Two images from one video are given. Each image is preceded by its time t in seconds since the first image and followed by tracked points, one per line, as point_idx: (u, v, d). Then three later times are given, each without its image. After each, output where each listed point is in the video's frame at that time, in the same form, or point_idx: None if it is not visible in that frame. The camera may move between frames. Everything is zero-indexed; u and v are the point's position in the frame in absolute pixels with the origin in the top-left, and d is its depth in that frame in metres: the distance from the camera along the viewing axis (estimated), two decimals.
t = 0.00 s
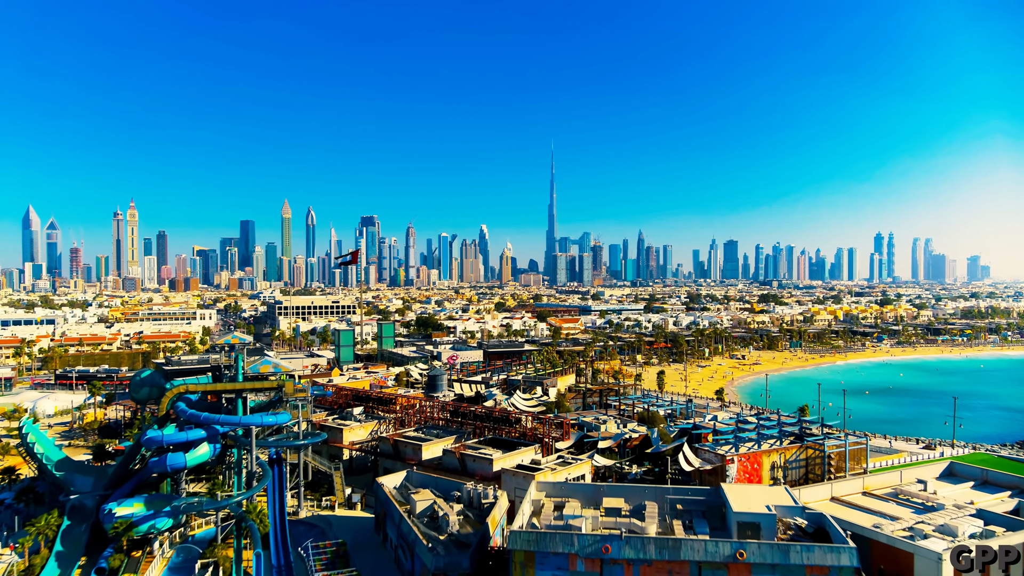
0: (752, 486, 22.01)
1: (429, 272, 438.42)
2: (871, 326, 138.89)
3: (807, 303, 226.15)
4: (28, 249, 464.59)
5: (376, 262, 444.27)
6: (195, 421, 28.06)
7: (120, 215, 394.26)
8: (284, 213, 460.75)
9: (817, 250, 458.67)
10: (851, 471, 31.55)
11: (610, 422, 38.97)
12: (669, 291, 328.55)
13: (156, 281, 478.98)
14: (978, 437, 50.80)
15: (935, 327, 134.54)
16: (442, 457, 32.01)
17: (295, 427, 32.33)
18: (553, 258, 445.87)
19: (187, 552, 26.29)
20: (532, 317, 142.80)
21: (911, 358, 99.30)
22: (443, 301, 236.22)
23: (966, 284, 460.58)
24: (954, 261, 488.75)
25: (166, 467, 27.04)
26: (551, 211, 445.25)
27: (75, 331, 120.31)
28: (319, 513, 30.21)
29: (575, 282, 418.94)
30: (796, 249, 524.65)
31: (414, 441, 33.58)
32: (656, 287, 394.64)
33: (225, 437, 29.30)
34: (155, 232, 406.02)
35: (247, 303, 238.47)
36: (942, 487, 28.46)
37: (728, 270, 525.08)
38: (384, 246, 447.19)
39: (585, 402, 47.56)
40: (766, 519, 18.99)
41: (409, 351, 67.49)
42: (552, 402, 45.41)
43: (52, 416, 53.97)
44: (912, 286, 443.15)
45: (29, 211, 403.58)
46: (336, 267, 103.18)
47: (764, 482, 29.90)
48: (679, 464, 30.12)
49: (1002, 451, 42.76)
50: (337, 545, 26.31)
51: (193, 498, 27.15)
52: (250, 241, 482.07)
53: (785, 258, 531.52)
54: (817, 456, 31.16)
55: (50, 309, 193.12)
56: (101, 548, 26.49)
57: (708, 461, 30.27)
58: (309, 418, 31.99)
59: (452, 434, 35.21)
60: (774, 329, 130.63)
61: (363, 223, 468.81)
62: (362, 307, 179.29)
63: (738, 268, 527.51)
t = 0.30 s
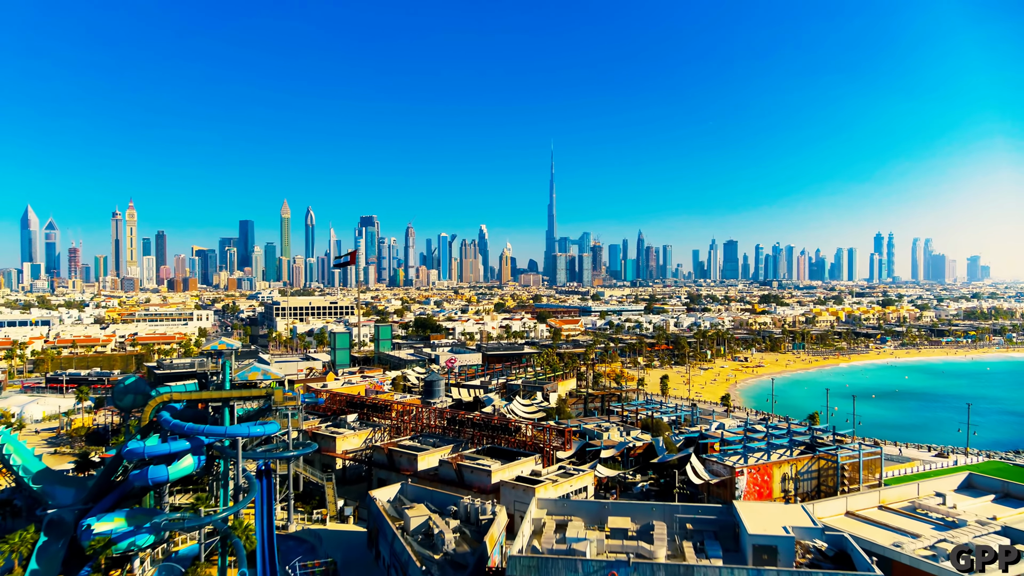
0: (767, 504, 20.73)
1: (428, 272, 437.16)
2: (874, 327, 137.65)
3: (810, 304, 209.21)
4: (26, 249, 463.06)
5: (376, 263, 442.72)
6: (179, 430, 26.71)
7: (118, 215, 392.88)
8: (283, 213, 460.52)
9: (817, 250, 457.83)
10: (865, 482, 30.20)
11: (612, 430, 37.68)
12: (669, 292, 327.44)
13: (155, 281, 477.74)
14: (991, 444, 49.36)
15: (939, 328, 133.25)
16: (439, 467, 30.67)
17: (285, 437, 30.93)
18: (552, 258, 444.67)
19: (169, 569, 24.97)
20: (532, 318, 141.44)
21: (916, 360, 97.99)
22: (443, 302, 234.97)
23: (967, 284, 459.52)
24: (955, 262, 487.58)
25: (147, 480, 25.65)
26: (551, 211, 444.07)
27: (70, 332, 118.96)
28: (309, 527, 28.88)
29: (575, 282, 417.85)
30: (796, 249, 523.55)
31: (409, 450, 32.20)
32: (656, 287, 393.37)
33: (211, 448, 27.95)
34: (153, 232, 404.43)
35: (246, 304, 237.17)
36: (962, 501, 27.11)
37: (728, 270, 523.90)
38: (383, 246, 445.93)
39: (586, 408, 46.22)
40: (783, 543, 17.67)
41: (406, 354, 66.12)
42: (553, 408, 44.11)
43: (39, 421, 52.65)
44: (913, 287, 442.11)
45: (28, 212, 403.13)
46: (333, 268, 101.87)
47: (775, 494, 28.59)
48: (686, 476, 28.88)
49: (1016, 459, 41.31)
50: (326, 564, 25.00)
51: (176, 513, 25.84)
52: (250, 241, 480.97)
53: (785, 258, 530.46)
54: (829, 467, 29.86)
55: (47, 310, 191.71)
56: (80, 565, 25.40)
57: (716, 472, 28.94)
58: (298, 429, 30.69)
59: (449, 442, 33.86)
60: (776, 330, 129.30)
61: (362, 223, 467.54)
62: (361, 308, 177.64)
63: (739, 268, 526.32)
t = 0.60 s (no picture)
0: (782, 525, 19.52)
1: (427, 272, 435.98)
2: (878, 328, 136.45)
3: (813, 305, 215.58)
4: (24, 250, 461.55)
5: (375, 263, 441.54)
6: (162, 442, 25.31)
7: (117, 214, 391.52)
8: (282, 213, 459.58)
9: (817, 250, 456.97)
10: (880, 496, 28.83)
11: (616, 437, 36.30)
12: (670, 292, 326.40)
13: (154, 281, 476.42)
14: (1004, 451, 48.00)
15: (942, 329, 132.07)
16: (435, 479, 29.33)
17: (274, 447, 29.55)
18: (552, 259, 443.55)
19: None
20: (533, 319, 139.94)
21: (921, 362, 96.68)
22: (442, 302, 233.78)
23: (967, 285, 458.55)
24: (954, 262, 486.54)
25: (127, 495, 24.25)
26: (551, 211, 442.96)
27: (64, 334, 117.70)
28: (299, 543, 27.53)
29: (574, 283, 416.81)
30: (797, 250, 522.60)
31: (403, 460, 30.85)
32: (657, 287, 392.71)
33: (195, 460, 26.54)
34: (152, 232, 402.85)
35: (244, 304, 235.87)
36: (985, 517, 25.72)
37: (728, 270, 522.77)
38: (382, 246, 444.72)
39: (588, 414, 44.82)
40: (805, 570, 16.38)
41: (404, 358, 64.69)
42: (553, 415, 42.79)
43: (27, 427, 51.37)
44: (914, 287, 441.23)
45: (27, 211, 401.46)
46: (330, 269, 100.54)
47: (787, 508, 27.22)
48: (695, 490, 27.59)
49: None
50: None
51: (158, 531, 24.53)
52: (249, 241, 479.87)
53: (785, 258, 529.57)
54: (844, 479, 28.50)
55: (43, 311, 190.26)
56: None
57: (726, 485, 27.48)
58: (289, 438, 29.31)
59: (446, 452, 32.50)
60: (778, 332, 127.95)
61: (361, 223, 466.23)
62: (360, 309, 176.39)
63: (738, 268, 525.33)
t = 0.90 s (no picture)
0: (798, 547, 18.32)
1: (427, 272, 434.69)
2: (881, 329, 135.15)
3: (815, 304, 219.30)
4: (23, 250, 460.28)
5: (374, 264, 440.13)
6: (142, 455, 24.03)
7: (115, 214, 390.12)
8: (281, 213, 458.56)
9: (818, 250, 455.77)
10: (898, 510, 27.52)
11: (619, 446, 35.04)
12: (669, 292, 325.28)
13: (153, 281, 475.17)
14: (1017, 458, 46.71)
15: (947, 331, 130.71)
16: (431, 492, 27.98)
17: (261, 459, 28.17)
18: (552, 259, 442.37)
19: None
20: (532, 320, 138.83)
21: (927, 364, 95.27)
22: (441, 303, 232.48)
23: (968, 285, 457.29)
24: (955, 262, 485.24)
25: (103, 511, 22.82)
26: (551, 212, 441.78)
27: (59, 335, 116.44)
28: (287, 559, 26.15)
29: (574, 283, 415.57)
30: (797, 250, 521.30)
31: (397, 472, 29.47)
32: (657, 287, 391.70)
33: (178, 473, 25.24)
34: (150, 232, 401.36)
35: (242, 305, 234.66)
36: (1010, 533, 24.39)
37: (728, 270, 521.47)
38: (382, 246, 443.37)
39: (589, 421, 43.44)
40: None
41: (401, 361, 63.34)
42: (554, 421, 41.46)
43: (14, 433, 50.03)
44: (914, 287, 440.28)
45: (26, 211, 400.42)
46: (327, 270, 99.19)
47: (799, 523, 25.94)
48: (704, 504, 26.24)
49: None
50: None
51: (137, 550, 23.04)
52: (248, 241, 478.78)
53: (785, 259, 528.35)
54: (859, 492, 27.15)
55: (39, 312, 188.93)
56: None
57: (736, 499, 26.09)
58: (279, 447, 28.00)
59: (443, 462, 31.14)
60: (781, 333, 126.69)
61: (361, 223, 465.01)
62: (358, 310, 175.20)
63: (739, 268, 524.13)
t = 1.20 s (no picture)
0: None
1: (426, 272, 433.57)
2: (884, 331, 133.96)
3: (818, 305, 220.99)
4: (22, 250, 458.80)
5: (374, 264, 438.84)
6: (120, 469, 22.67)
7: (114, 215, 388.96)
8: (280, 213, 457.35)
9: (818, 250, 455.03)
10: (917, 525, 26.15)
11: (622, 455, 33.70)
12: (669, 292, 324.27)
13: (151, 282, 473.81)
14: None
15: (951, 332, 129.55)
16: (425, 506, 26.61)
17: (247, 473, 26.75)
18: (552, 259, 441.41)
19: None
20: (533, 321, 137.78)
21: (932, 367, 93.97)
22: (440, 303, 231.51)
23: (968, 285, 456.41)
24: (954, 262, 484.43)
25: (77, 529, 21.41)
26: (551, 212, 440.90)
27: (53, 337, 114.87)
28: None
29: (574, 283, 414.55)
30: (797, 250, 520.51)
31: (390, 484, 28.13)
32: (657, 288, 390.65)
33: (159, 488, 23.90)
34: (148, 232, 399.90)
35: (240, 305, 233.51)
36: None
37: (728, 270, 520.42)
38: (381, 246, 442.28)
39: (591, 427, 42.08)
40: None
41: (398, 364, 61.98)
42: (555, 429, 40.16)
43: None
44: (915, 287, 439.34)
45: (26, 211, 399.75)
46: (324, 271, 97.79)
47: (814, 540, 24.55)
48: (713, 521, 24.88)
49: None
50: None
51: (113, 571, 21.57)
52: (247, 241, 477.70)
53: (785, 259, 527.58)
54: (875, 506, 25.80)
55: (35, 312, 187.30)
56: None
57: (746, 514, 24.70)
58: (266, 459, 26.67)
59: (439, 474, 29.79)
60: (783, 335, 125.39)
61: (360, 223, 463.96)
62: (357, 310, 173.94)
63: (738, 268, 523.22)
